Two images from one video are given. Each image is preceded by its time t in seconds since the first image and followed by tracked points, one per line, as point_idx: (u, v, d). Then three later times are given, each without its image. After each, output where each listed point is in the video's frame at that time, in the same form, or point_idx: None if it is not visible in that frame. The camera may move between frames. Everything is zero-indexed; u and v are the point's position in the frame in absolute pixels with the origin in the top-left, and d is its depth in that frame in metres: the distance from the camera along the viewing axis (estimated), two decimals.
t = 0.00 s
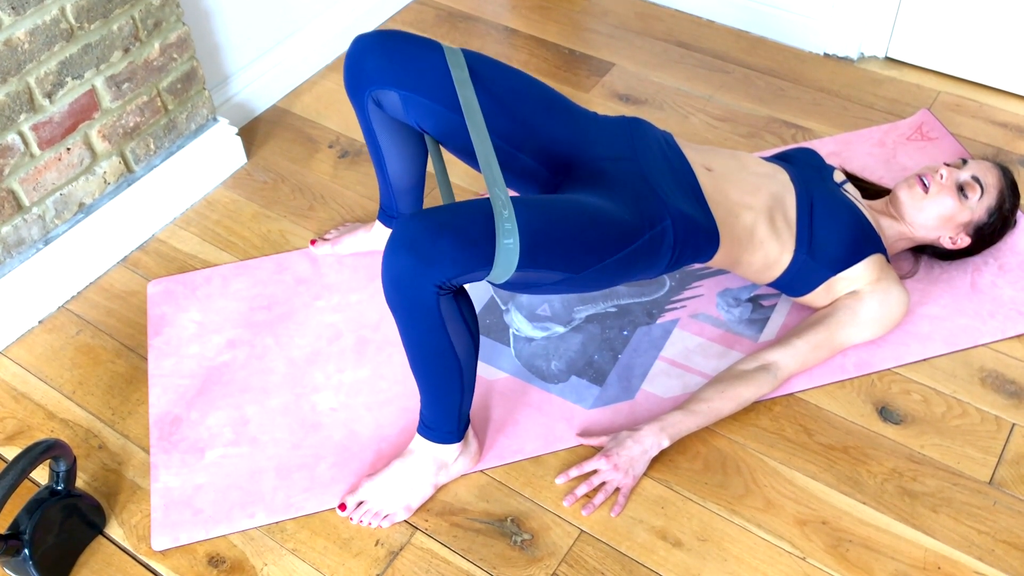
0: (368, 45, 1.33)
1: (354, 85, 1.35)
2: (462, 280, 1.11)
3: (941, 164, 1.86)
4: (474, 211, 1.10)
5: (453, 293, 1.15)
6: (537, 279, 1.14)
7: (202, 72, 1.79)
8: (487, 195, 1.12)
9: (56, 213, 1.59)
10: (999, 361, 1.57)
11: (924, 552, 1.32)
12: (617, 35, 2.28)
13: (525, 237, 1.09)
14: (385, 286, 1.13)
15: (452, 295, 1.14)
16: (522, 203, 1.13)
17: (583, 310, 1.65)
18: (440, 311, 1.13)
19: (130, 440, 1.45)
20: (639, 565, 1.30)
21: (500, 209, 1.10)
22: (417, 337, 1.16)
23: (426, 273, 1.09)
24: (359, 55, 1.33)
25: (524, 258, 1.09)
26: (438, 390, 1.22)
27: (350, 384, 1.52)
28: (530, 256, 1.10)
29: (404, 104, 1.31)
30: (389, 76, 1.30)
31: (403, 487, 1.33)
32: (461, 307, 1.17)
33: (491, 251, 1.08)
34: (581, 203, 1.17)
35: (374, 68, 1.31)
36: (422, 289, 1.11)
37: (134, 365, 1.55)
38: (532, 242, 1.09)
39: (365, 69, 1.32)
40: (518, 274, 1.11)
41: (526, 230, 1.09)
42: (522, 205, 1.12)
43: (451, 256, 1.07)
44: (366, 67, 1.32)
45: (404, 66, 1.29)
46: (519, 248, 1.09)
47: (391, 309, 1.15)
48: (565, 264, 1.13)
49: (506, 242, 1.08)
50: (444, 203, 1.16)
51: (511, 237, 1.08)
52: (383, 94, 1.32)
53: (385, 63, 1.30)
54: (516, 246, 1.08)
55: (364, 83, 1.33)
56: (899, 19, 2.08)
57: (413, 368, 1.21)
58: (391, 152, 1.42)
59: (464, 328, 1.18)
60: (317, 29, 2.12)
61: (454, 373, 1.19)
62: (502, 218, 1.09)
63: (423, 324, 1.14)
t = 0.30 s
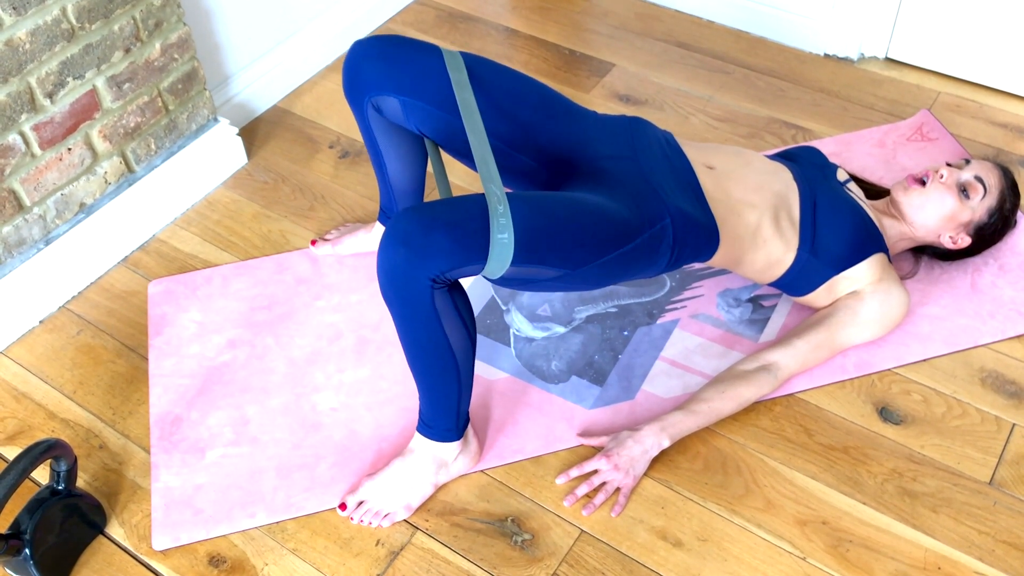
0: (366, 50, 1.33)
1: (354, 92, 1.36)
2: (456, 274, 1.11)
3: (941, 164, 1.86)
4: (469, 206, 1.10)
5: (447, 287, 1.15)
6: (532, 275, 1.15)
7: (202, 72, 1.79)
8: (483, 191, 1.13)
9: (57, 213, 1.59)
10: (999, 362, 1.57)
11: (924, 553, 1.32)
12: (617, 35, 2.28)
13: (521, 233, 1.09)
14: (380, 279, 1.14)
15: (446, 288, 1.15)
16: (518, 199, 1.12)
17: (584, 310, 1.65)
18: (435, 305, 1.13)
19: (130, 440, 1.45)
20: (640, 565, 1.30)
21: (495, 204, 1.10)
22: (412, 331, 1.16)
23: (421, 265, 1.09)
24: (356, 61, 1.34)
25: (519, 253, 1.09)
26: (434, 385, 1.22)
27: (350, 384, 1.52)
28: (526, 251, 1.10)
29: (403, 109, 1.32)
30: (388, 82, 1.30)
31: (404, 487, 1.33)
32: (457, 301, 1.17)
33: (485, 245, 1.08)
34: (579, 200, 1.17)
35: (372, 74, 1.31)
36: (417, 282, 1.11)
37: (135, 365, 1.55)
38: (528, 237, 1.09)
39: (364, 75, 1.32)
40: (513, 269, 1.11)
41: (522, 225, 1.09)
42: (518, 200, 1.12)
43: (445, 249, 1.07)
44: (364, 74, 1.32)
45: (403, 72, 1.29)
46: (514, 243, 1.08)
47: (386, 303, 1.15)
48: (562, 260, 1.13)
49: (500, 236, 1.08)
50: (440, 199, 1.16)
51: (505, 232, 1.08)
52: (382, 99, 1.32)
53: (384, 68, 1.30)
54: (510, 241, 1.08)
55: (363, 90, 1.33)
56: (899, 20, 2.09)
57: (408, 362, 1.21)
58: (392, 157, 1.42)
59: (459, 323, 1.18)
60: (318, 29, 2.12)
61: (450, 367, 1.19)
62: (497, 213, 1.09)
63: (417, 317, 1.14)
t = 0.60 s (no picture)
0: (370, 47, 1.33)
1: (356, 86, 1.36)
2: (470, 287, 1.11)
3: (941, 165, 1.86)
4: (481, 217, 1.11)
5: (460, 299, 1.15)
6: (541, 284, 1.15)
7: (203, 73, 1.79)
8: (494, 202, 1.13)
9: (57, 213, 1.59)
10: (998, 362, 1.57)
11: (924, 553, 1.32)
12: (617, 36, 2.28)
13: (533, 242, 1.10)
14: (393, 291, 1.14)
15: (459, 301, 1.15)
16: (528, 209, 1.13)
17: (584, 310, 1.65)
18: (448, 317, 1.14)
19: (130, 440, 1.45)
20: (640, 565, 1.31)
21: (507, 215, 1.11)
22: (424, 342, 1.16)
23: (436, 279, 1.09)
24: (360, 57, 1.34)
25: (530, 264, 1.10)
26: (443, 394, 1.22)
27: (350, 384, 1.52)
28: (536, 260, 1.10)
29: (405, 104, 1.32)
30: (391, 77, 1.30)
31: (404, 488, 1.33)
32: (469, 313, 1.18)
33: (499, 257, 1.08)
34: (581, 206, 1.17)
35: (376, 69, 1.31)
36: (430, 295, 1.11)
37: (135, 365, 1.55)
38: (538, 246, 1.10)
39: (367, 68, 1.32)
40: (524, 279, 1.12)
41: (533, 234, 1.10)
42: (528, 209, 1.13)
43: (460, 263, 1.07)
44: (367, 66, 1.32)
45: (406, 68, 1.30)
46: (527, 254, 1.09)
47: (398, 314, 1.15)
48: (568, 268, 1.13)
49: (514, 247, 1.08)
50: (449, 209, 1.16)
51: (518, 243, 1.09)
52: (384, 94, 1.32)
53: (387, 63, 1.31)
54: (523, 252, 1.09)
55: (366, 83, 1.33)
56: (899, 21, 2.09)
57: (418, 372, 1.21)
58: (393, 154, 1.42)
59: (471, 334, 1.18)
60: (319, 30, 2.12)
61: (459, 377, 1.20)
62: (510, 225, 1.10)
63: (429, 329, 1.14)
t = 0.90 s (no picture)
0: (364, 60, 1.33)
1: (352, 101, 1.36)
2: (457, 278, 1.11)
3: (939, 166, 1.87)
4: (470, 210, 1.11)
5: (449, 291, 1.15)
6: (532, 279, 1.15)
7: (202, 75, 1.80)
8: (484, 196, 1.13)
9: (57, 215, 1.59)
10: (997, 363, 1.57)
11: (923, 553, 1.32)
12: (617, 38, 2.29)
13: (521, 236, 1.10)
14: (382, 283, 1.14)
15: (448, 292, 1.15)
16: (520, 204, 1.14)
17: (583, 311, 1.66)
18: (436, 309, 1.14)
19: (130, 441, 1.45)
20: (639, 565, 1.31)
21: (496, 209, 1.11)
22: (412, 334, 1.16)
23: (423, 270, 1.09)
24: (356, 70, 1.34)
25: (519, 258, 1.10)
26: (435, 388, 1.22)
27: (350, 385, 1.52)
28: (526, 255, 1.10)
29: (402, 118, 1.32)
30: (387, 90, 1.30)
31: (404, 488, 1.33)
32: (459, 307, 1.18)
33: (487, 249, 1.09)
34: (577, 205, 1.18)
35: (371, 84, 1.32)
36: (418, 286, 1.11)
37: (135, 367, 1.56)
38: (528, 240, 1.10)
39: (362, 84, 1.33)
40: (514, 274, 1.12)
41: (522, 228, 1.10)
42: (519, 205, 1.13)
43: (448, 253, 1.08)
44: (363, 83, 1.33)
45: (401, 80, 1.30)
46: (515, 248, 1.09)
47: (388, 307, 1.16)
48: (560, 264, 1.14)
49: (502, 241, 1.09)
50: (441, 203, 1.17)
51: (507, 237, 1.09)
52: (381, 108, 1.32)
53: (382, 77, 1.31)
54: (511, 245, 1.09)
55: (362, 99, 1.34)
56: (897, 23, 2.09)
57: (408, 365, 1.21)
58: (391, 165, 1.43)
59: (461, 328, 1.18)
60: (318, 32, 2.13)
61: (451, 371, 1.20)
62: (498, 218, 1.10)
63: (418, 321, 1.14)
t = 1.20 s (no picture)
0: (368, 47, 1.34)
1: (355, 86, 1.37)
2: (472, 295, 1.12)
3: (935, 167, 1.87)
4: (482, 224, 1.11)
5: (462, 307, 1.15)
6: (542, 289, 1.16)
7: (200, 79, 1.80)
8: (495, 208, 1.14)
9: (55, 219, 1.60)
10: (994, 363, 1.58)
11: (921, 554, 1.32)
12: (613, 41, 2.29)
13: (533, 248, 1.10)
14: (395, 300, 1.14)
15: (461, 309, 1.15)
16: (529, 215, 1.14)
17: (580, 314, 1.66)
18: (450, 325, 1.14)
19: (128, 445, 1.45)
20: (637, 567, 1.31)
21: (508, 222, 1.11)
22: (425, 351, 1.16)
23: (439, 288, 1.09)
24: (360, 55, 1.35)
25: (532, 270, 1.10)
26: (445, 401, 1.22)
27: (348, 389, 1.52)
28: (538, 267, 1.11)
29: (403, 103, 1.33)
30: (390, 74, 1.31)
31: (403, 492, 1.33)
32: (471, 322, 1.18)
33: (501, 264, 1.09)
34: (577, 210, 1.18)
35: (375, 68, 1.32)
36: (433, 304, 1.11)
37: (133, 371, 1.56)
38: (539, 252, 1.11)
39: (367, 67, 1.34)
40: (525, 285, 1.12)
41: (535, 241, 1.11)
42: (528, 215, 1.14)
43: (464, 270, 1.08)
44: (367, 68, 1.33)
45: (405, 66, 1.31)
46: (528, 261, 1.10)
47: (400, 323, 1.16)
48: (568, 272, 1.14)
49: (515, 254, 1.09)
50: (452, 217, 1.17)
51: (520, 250, 1.09)
52: (383, 93, 1.33)
53: (387, 62, 1.32)
54: (525, 259, 1.09)
55: (365, 81, 1.34)
56: (892, 25, 2.10)
57: (419, 380, 1.21)
58: (391, 156, 1.44)
59: (472, 342, 1.19)
60: (315, 36, 2.13)
61: (460, 384, 1.20)
62: (511, 232, 1.10)
63: (432, 338, 1.15)
